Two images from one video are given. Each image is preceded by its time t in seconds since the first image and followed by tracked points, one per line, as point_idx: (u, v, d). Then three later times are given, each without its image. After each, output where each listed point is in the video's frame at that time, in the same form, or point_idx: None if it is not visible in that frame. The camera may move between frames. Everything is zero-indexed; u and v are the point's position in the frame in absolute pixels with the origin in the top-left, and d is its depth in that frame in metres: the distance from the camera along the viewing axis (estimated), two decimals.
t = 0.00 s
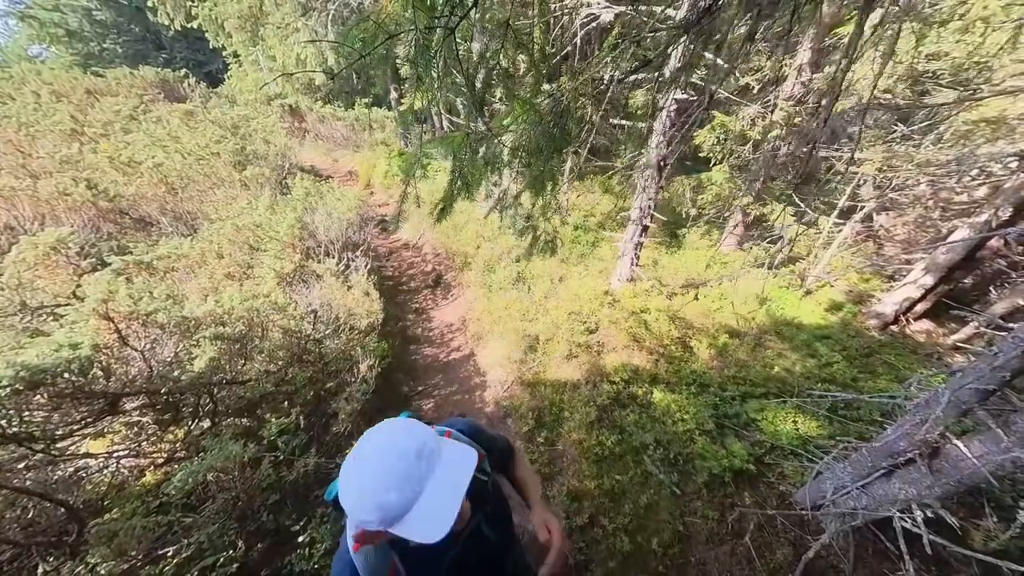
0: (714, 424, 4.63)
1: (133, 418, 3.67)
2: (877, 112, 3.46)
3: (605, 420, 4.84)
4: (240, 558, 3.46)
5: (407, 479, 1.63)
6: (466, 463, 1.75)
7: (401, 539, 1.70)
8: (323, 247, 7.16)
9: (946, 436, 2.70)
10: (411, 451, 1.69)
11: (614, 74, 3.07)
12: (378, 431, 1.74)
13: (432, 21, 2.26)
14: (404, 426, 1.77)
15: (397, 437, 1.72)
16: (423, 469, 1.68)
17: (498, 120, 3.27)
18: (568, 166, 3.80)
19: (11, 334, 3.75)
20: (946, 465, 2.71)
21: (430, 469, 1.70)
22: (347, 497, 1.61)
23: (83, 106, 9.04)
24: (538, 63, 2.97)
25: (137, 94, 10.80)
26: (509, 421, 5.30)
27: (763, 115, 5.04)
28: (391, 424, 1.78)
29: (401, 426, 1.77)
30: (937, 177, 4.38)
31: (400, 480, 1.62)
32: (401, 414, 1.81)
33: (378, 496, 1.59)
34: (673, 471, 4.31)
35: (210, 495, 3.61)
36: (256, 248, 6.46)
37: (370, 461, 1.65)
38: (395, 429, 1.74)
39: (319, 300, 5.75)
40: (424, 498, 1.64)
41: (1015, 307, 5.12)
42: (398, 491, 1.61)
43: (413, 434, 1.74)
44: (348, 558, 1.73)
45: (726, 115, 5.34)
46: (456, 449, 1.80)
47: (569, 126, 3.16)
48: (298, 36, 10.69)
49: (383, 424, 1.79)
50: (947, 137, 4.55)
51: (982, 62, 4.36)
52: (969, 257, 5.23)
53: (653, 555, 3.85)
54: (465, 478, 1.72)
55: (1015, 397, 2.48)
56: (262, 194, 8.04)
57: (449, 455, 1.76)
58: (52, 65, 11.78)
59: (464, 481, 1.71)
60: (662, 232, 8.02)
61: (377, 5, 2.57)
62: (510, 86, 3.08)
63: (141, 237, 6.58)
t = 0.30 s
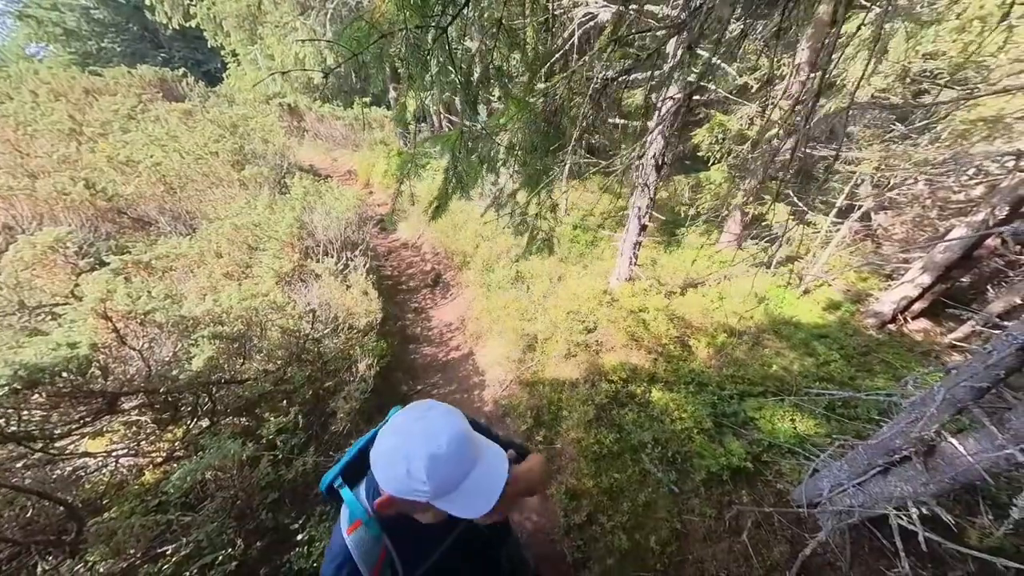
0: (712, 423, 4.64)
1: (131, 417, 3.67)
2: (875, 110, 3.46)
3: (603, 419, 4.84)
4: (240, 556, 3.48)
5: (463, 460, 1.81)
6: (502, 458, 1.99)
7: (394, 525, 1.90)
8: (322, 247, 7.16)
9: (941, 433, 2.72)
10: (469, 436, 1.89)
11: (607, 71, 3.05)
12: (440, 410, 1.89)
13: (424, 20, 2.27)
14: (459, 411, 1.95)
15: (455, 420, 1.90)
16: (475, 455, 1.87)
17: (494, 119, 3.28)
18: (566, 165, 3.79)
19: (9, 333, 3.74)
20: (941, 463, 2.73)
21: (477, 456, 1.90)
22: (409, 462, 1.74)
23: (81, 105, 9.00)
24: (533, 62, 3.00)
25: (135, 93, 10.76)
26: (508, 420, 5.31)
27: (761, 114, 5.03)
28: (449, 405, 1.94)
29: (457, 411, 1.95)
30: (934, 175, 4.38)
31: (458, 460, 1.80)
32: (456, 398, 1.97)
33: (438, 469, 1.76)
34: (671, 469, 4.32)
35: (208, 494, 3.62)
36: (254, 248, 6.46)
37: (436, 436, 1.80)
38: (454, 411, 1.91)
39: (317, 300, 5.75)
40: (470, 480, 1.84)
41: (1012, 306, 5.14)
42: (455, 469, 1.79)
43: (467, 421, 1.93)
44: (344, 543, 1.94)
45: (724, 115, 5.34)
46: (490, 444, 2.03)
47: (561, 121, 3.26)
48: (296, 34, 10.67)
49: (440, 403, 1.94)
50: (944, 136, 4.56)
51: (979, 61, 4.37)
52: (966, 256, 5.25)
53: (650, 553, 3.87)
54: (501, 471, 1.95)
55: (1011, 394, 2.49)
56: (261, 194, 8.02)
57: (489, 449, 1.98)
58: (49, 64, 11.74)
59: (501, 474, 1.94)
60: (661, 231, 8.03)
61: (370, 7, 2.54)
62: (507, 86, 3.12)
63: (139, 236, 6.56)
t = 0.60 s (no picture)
0: (713, 422, 4.64)
1: (132, 417, 3.66)
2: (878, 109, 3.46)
3: (604, 418, 4.84)
4: (242, 557, 3.47)
5: (490, 463, 1.86)
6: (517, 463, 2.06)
7: (405, 520, 1.91)
8: (322, 247, 7.14)
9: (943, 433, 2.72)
10: (493, 440, 1.93)
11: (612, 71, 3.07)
12: (469, 411, 1.92)
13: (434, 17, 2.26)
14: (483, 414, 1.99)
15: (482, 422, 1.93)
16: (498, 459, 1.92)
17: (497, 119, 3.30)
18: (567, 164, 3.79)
19: (9, 333, 3.72)
20: (943, 462, 2.73)
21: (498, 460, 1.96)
22: (442, 461, 1.74)
23: (80, 105, 8.97)
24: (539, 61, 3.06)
25: (134, 92, 10.73)
26: (509, 420, 5.31)
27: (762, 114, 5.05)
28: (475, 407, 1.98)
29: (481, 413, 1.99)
30: (936, 174, 4.38)
31: (487, 463, 1.84)
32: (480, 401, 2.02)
33: (469, 470, 1.78)
34: (672, 468, 4.32)
35: (209, 494, 3.60)
36: (254, 248, 6.45)
37: (468, 437, 1.82)
38: (482, 414, 1.95)
39: (318, 300, 5.74)
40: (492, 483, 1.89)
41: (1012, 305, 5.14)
42: (483, 472, 1.83)
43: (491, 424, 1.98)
44: (351, 538, 1.94)
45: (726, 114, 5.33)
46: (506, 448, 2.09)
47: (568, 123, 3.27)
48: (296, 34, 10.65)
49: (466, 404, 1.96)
50: (945, 135, 4.56)
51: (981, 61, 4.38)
52: (966, 255, 5.25)
53: (652, 552, 3.87)
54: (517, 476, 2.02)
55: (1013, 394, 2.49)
56: (261, 194, 8.01)
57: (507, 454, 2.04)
58: (48, 63, 11.68)
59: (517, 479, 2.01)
60: (661, 231, 8.03)
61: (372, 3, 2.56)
62: (510, 86, 3.13)
63: (139, 236, 6.55)
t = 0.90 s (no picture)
0: (711, 423, 4.63)
1: (127, 419, 3.64)
2: (875, 110, 3.44)
3: (603, 419, 4.83)
4: (236, 560, 3.45)
5: (496, 478, 1.85)
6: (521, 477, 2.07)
7: (403, 524, 1.88)
8: (320, 247, 7.13)
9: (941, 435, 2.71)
10: (500, 455, 1.93)
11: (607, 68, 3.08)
12: (476, 424, 1.92)
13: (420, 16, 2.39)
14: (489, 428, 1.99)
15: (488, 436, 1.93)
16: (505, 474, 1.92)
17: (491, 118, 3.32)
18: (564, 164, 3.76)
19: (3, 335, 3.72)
20: (941, 464, 2.72)
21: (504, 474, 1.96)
22: (448, 476, 1.73)
23: (76, 104, 8.94)
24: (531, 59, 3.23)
25: (131, 92, 10.70)
26: (507, 420, 5.30)
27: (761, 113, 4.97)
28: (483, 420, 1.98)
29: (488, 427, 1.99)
30: (934, 175, 4.37)
31: (493, 479, 1.84)
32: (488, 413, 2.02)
33: (476, 486, 1.78)
34: (670, 469, 4.31)
35: (203, 497, 3.59)
36: (251, 248, 6.43)
37: (475, 450, 1.82)
38: (489, 427, 1.95)
39: (315, 300, 5.72)
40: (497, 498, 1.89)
41: (1011, 305, 5.14)
42: (490, 488, 1.83)
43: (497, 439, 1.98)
44: (346, 541, 1.92)
45: (724, 114, 5.32)
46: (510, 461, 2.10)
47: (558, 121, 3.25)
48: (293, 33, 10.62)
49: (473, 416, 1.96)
50: (943, 135, 4.54)
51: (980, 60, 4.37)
52: (965, 255, 5.24)
53: (650, 554, 3.86)
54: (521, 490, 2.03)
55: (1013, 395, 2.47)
56: (258, 194, 8.00)
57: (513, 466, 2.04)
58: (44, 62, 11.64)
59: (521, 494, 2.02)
60: (660, 231, 8.01)
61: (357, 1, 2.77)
62: (504, 85, 3.22)
63: (136, 236, 6.53)
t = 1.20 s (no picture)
0: (709, 422, 4.64)
1: (124, 419, 3.65)
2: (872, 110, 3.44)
3: (600, 418, 4.83)
4: (234, 559, 3.45)
5: (476, 502, 1.77)
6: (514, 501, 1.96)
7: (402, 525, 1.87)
8: (318, 247, 7.12)
9: (937, 433, 2.73)
10: (486, 476, 1.83)
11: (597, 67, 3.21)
12: (463, 440, 1.83)
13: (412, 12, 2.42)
14: (480, 445, 1.89)
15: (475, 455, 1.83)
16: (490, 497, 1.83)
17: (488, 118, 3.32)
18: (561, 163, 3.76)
19: None
20: (937, 462, 2.73)
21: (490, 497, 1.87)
22: (422, 495, 1.68)
23: (74, 104, 8.93)
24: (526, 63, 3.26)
25: (129, 91, 10.68)
26: (506, 420, 5.31)
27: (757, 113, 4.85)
28: (473, 437, 1.87)
29: (478, 444, 1.88)
30: (932, 173, 4.37)
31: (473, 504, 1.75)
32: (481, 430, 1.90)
33: (451, 510, 1.71)
34: (668, 468, 4.31)
35: (201, 497, 3.60)
36: (249, 248, 6.43)
37: (455, 472, 1.73)
38: (478, 446, 1.83)
39: (313, 300, 5.72)
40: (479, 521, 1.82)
41: (1009, 304, 5.14)
42: (468, 513, 1.75)
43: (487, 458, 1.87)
44: (346, 542, 1.92)
45: (721, 113, 5.32)
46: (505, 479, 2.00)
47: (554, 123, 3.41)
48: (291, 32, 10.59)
49: (463, 430, 1.87)
50: (941, 135, 4.55)
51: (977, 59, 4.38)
52: (963, 254, 5.27)
53: (647, 553, 3.87)
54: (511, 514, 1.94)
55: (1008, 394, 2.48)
56: (256, 193, 8.00)
57: (507, 488, 1.94)
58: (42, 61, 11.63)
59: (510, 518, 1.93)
60: (659, 230, 8.01)
61: (348, 3, 2.81)
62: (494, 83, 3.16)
63: (133, 236, 6.53)
